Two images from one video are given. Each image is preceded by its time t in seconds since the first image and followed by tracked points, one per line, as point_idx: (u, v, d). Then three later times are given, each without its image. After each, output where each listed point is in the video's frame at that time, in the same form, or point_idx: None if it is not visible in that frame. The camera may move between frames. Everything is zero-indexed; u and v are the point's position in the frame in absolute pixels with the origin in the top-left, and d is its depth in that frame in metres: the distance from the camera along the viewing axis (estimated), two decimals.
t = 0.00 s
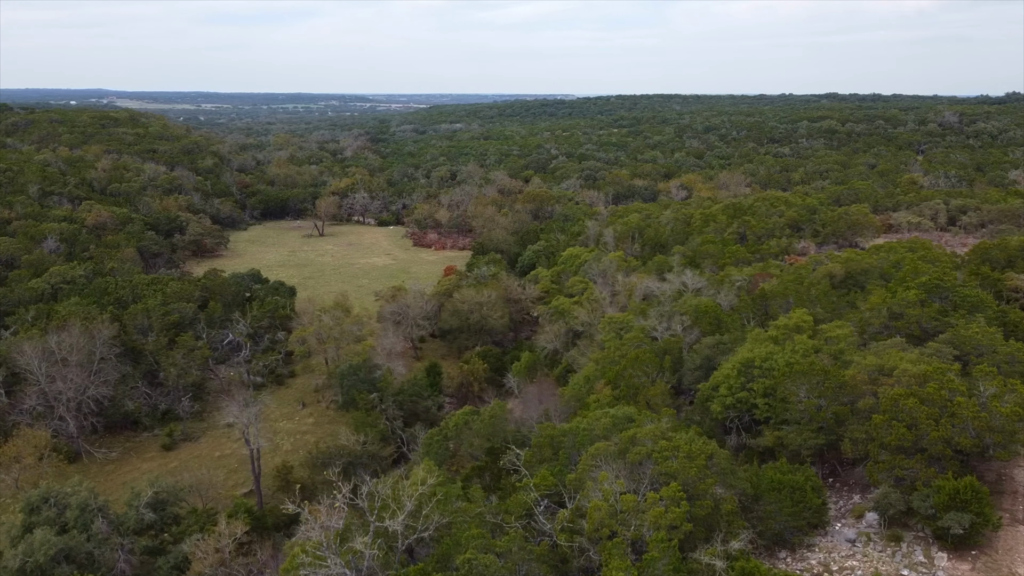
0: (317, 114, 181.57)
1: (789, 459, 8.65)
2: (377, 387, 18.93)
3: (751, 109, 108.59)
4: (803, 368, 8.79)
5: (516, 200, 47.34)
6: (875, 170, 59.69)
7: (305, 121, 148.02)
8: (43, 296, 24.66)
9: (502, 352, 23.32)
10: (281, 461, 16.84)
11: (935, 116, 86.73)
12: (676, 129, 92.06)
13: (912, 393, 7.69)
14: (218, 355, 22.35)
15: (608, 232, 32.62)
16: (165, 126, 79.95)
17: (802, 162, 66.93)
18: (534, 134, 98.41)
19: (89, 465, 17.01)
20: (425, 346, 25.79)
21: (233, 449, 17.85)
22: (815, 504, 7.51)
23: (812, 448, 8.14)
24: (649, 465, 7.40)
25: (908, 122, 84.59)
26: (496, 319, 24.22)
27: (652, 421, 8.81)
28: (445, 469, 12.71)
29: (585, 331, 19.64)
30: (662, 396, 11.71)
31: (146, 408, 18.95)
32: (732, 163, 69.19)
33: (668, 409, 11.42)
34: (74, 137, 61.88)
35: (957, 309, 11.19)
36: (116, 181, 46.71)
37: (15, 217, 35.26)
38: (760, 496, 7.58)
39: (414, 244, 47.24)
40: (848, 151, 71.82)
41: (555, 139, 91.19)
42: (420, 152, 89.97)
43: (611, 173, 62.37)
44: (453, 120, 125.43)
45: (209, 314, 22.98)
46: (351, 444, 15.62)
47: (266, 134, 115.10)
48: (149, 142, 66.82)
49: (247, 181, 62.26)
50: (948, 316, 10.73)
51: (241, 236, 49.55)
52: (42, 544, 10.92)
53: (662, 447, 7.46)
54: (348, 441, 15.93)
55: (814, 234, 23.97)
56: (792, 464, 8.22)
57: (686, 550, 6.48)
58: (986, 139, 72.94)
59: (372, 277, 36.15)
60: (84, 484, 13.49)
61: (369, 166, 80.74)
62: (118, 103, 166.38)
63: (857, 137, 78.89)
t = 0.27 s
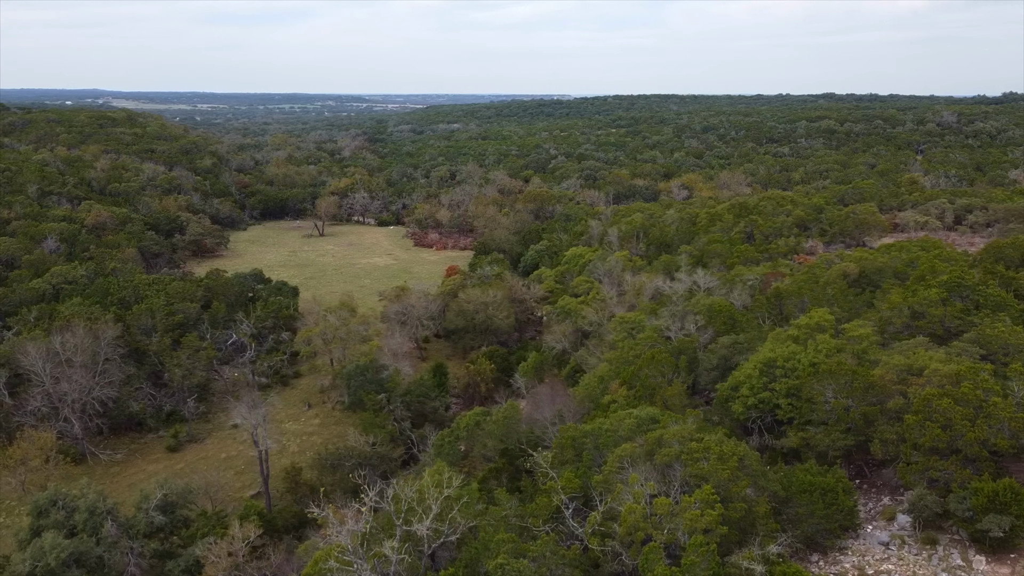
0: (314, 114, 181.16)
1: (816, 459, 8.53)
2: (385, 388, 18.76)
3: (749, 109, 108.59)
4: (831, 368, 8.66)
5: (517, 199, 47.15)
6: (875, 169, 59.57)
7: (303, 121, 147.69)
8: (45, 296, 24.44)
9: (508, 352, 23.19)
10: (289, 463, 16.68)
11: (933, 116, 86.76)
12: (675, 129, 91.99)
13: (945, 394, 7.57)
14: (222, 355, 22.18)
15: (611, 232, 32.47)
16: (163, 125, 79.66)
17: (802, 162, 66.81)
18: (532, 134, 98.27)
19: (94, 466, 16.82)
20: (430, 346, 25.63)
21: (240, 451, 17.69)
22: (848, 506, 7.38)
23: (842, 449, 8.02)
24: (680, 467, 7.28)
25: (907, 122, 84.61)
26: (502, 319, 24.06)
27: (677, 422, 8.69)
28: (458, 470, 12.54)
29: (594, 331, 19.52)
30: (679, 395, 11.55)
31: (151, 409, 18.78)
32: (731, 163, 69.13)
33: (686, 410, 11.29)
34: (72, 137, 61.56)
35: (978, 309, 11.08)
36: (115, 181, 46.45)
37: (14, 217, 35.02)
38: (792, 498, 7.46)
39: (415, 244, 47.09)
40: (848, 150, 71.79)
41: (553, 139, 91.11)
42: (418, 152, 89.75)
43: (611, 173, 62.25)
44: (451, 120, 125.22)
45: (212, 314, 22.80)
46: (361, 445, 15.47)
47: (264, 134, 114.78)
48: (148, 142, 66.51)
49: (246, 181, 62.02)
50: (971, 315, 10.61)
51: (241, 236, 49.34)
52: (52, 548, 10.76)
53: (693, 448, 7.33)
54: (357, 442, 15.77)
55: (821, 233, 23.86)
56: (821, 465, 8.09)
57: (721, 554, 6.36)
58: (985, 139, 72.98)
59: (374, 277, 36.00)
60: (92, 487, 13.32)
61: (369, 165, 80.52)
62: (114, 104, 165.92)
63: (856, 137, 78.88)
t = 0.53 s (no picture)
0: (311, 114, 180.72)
1: (844, 461, 8.40)
2: (392, 388, 18.62)
3: (747, 109, 108.54)
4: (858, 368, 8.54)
5: (518, 199, 47.01)
6: (875, 169, 59.52)
7: (300, 121, 147.35)
8: (46, 297, 24.23)
9: (514, 352, 23.05)
10: (297, 465, 16.51)
11: (932, 116, 86.76)
12: (674, 129, 91.91)
13: (979, 394, 7.45)
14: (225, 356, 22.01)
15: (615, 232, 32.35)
16: (161, 125, 79.37)
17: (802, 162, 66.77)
18: (531, 134, 98.11)
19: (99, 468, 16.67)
20: (434, 346, 25.51)
21: (246, 452, 17.53)
22: (882, 508, 7.24)
23: (871, 450, 7.89)
24: (710, 469, 7.16)
25: (905, 122, 84.61)
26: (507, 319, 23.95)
27: (703, 423, 8.57)
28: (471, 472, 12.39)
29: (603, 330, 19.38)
30: (696, 396, 11.43)
31: (156, 411, 18.61)
32: (731, 163, 69.06)
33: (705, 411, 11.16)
34: (69, 137, 61.24)
35: (1001, 307, 10.97)
36: (114, 181, 46.20)
37: (14, 217, 34.78)
38: (824, 500, 7.32)
39: (416, 244, 46.93)
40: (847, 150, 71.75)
41: (552, 139, 90.97)
42: (417, 152, 89.54)
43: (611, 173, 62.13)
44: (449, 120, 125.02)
45: (215, 315, 22.63)
46: (370, 446, 15.33)
47: (261, 134, 114.44)
48: (146, 142, 66.19)
49: (245, 181, 61.77)
50: (993, 314, 10.50)
51: (240, 236, 49.13)
52: (63, 551, 10.61)
53: (724, 449, 7.21)
54: (366, 444, 15.63)
55: (828, 232, 23.74)
56: (850, 466, 7.96)
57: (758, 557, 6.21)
58: (984, 139, 72.99)
59: (376, 277, 35.84)
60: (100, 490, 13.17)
61: (367, 165, 80.30)
62: (105, 104, 164.78)
63: (855, 137, 78.86)
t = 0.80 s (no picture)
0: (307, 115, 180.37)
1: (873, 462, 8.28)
2: (400, 389, 18.49)
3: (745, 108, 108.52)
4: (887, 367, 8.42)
5: (519, 198, 46.87)
6: (875, 168, 59.49)
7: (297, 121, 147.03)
8: (48, 297, 24.01)
9: (520, 352, 22.92)
10: (305, 467, 16.35)
11: (930, 116, 86.79)
12: (672, 129, 91.84)
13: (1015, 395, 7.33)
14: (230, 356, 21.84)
15: (618, 231, 32.25)
16: (158, 125, 79.02)
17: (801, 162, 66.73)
18: (529, 134, 97.98)
19: (105, 470, 16.49)
20: (439, 346, 25.35)
21: (253, 453, 17.36)
22: (917, 510, 7.10)
23: (903, 451, 7.77)
24: (742, 472, 7.02)
25: (903, 122, 84.64)
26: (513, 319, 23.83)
27: (729, 424, 8.44)
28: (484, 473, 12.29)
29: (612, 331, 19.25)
30: (713, 396, 11.33)
31: (161, 412, 18.43)
32: (731, 163, 69.01)
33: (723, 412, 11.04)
34: (67, 137, 60.93)
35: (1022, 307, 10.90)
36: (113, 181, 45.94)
37: (13, 217, 34.53)
38: (857, 502, 7.18)
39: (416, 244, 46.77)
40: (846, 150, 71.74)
41: (551, 139, 90.84)
42: (415, 152, 89.30)
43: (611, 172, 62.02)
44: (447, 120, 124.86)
45: (219, 315, 22.44)
46: (380, 448, 15.18)
47: (258, 134, 114.10)
48: (143, 142, 65.90)
49: (243, 181, 61.53)
50: (1016, 314, 10.41)
51: (240, 236, 48.91)
52: (73, 555, 10.44)
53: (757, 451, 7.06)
54: (376, 445, 15.48)
55: (835, 231, 23.60)
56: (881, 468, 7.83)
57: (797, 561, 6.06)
58: (982, 138, 73.02)
59: (378, 277, 35.68)
60: (109, 492, 13.02)
61: (366, 165, 80.09)
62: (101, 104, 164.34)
63: (854, 136, 78.86)
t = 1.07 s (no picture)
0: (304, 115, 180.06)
1: (902, 463, 8.17)
2: (408, 390, 18.36)
3: (743, 109, 108.47)
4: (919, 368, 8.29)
5: (520, 198, 46.73)
6: (874, 168, 59.44)
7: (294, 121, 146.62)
8: (49, 298, 23.79)
9: (527, 353, 22.78)
10: (314, 470, 16.16)
11: (928, 116, 86.80)
12: (671, 129, 91.73)
13: None
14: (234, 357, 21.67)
15: (622, 231, 32.13)
16: (155, 125, 78.68)
17: (801, 161, 66.68)
18: (527, 134, 97.79)
19: (110, 472, 16.30)
20: (444, 346, 25.19)
21: (260, 455, 17.19)
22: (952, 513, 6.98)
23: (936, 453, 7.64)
24: (774, 474, 6.90)
25: (902, 122, 84.65)
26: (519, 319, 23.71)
27: (757, 424, 8.34)
28: (497, 475, 12.19)
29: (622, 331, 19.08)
30: (732, 396, 11.22)
31: (166, 413, 18.25)
32: (730, 163, 68.94)
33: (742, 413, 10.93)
34: (64, 137, 60.61)
35: None
36: (112, 180, 45.69)
37: (12, 217, 34.30)
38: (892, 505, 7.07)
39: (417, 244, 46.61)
40: (845, 150, 71.67)
41: (550, 139, 90.67)
42: (413, 152, 89.10)
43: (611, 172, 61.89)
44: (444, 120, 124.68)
45: (222, 315, 22.27)
46: (390, 449, 15.04)
47: (256, 134, 113.76)
48: (141, 142, 65.63)
49: (242, 181, 61.25)
50: None
51: (240, 236, 48.69)
52: (84, 558, 10.29)
53: (791, 453, 6.95)
54: (386, 447, 15.32)
55: (842, 230, 23.43)
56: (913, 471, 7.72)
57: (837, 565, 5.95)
58: (981, 138, 73.01)
59: (380, 277, 35.49)
60: (117, 495, 12.84)
61: (365, 165, 79.87)
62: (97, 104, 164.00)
63: (853, 136, 78.85)
